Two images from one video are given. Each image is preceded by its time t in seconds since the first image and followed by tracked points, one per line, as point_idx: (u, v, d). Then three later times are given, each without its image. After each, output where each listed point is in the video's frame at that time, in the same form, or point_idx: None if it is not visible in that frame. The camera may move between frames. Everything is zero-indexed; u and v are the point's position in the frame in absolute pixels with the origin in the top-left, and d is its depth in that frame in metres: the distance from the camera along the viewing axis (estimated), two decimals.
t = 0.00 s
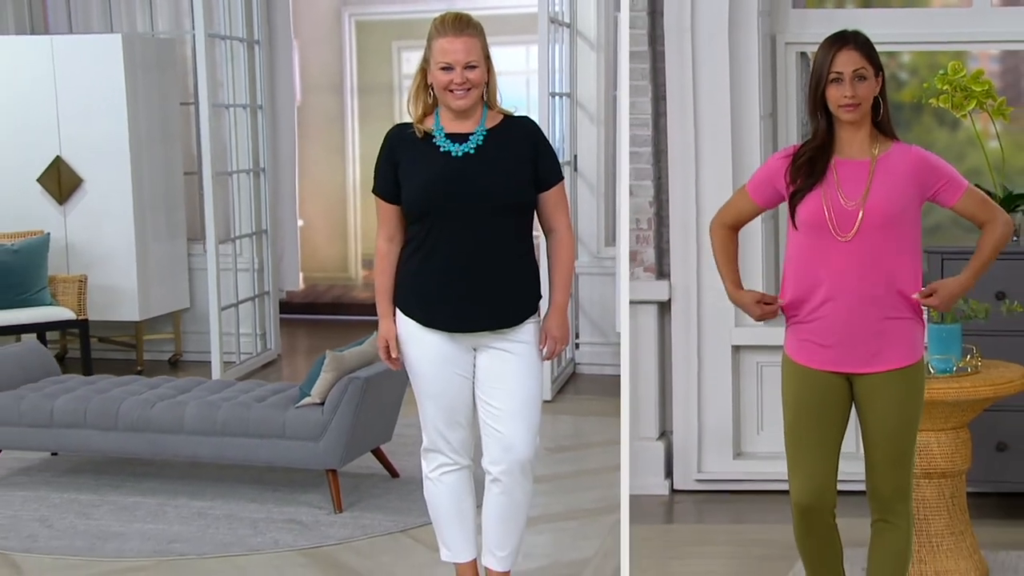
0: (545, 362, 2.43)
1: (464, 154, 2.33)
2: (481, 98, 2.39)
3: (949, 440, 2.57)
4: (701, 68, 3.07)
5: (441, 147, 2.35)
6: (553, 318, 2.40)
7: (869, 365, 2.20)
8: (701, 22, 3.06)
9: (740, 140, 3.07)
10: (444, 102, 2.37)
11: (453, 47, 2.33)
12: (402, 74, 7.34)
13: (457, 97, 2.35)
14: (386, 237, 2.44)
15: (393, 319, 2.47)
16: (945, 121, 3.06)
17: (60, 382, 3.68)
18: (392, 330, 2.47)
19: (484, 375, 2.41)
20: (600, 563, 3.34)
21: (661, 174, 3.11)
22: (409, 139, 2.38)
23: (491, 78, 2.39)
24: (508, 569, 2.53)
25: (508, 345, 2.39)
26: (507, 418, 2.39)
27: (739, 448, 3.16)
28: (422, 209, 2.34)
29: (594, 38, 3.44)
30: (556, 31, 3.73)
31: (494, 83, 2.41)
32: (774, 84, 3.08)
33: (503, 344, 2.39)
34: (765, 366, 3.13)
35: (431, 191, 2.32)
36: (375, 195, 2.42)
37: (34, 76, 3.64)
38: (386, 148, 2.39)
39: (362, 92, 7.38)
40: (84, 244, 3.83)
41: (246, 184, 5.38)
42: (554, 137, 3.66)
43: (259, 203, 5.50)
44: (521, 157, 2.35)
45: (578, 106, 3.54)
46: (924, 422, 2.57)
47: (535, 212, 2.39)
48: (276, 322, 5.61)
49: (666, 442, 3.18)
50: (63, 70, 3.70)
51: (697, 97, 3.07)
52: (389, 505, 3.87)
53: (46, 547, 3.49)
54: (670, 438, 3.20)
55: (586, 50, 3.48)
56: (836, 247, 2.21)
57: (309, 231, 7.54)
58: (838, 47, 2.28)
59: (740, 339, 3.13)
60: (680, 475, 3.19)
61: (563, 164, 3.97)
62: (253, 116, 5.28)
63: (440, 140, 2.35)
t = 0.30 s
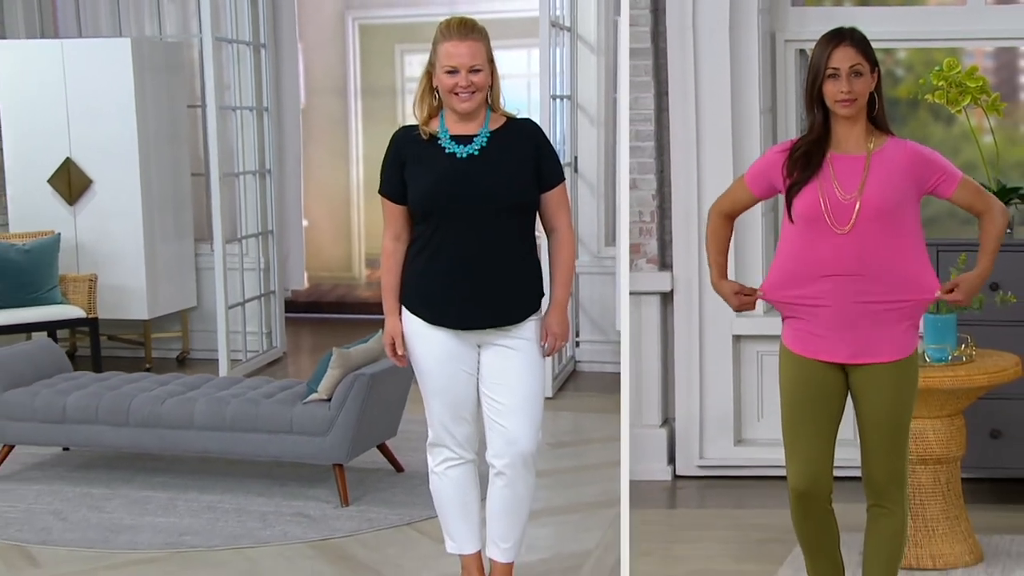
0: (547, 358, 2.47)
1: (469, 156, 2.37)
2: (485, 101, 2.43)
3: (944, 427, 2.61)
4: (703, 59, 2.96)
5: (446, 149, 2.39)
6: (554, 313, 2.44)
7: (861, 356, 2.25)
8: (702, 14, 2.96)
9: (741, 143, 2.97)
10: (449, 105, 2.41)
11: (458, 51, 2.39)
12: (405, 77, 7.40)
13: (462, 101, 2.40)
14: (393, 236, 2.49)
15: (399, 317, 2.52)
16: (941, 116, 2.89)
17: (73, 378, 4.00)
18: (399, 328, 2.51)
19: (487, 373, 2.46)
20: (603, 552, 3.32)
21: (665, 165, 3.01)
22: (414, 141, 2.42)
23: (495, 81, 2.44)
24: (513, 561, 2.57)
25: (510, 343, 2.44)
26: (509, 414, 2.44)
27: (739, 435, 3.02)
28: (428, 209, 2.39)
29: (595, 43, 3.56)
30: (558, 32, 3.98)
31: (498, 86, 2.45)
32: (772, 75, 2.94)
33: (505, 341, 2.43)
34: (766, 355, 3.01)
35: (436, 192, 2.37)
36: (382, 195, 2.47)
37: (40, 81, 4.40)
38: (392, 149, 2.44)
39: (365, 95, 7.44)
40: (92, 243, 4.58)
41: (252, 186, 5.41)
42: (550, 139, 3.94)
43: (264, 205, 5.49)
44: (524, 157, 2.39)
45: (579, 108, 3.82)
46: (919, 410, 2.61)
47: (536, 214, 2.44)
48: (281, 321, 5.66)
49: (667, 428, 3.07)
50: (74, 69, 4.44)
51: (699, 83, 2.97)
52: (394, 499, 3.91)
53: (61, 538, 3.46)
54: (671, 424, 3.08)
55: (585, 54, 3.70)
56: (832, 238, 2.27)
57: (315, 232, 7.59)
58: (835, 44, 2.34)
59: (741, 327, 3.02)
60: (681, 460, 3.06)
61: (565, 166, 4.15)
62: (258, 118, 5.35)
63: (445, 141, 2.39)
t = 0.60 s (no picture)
0: (548, 355, 2.54)
1: (471, 158, 2.42)
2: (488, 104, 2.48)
3: (939, 414, 2.55)
4: (703, 56, 3.01)
5: (450, 151, 2.43)
6: (555, 313, 2.51)
7: (858, 346, 2.29)
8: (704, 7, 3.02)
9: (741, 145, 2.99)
10: (452, 108, 2.46)
11: (462, 56, 2.43)
12: (408, 80, 7.47)
13: (465, 104, 2.45)
14: (398, 235, 2.52)
15: (404, 314, 2.55)
16: (936, 110, 2.92)
17: (84, 375, 3.96)
18: (403, 326, 2.54)
19: (491, 370, 2.50)
20: (604, 546, 3.37)
21: (666, 160, 3.07)
22: (419, 143, 2.46)
23: (497, 85, 2.49)
24: (516, 553, 2.60)
25: (513, 342, 2.48)
26: (513, 409, 2.48)
27: (740, 421, 3.04)
28: (433, 210, 2.43)
29: (595, 46, 3.65)
30: (559, 38, 4.19)
31: (499, 90, 2.50)
32: (773, 80, 2.94)
33: (508, 338, 2.48)
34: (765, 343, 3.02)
35: (440, 194, 2.42)
36: (387, 196, 2.50)
37: (51, 86, 4.11)
38: (398, 151, 2.48)
39: (369, 97, 7.50)
40: (102, 244, 4.35)
41: (258, 187, 5.48)
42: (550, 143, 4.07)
43: (270, 205, 5.59)
44: (527, 160, 2.45)
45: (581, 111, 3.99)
46: (914, 396, 2.56)
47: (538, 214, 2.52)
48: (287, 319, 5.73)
49: (670, 414, 3.09)
50: (85, 73, 4.18)
51: (701, 77, 3.02)
52: (399, 494, 3.96)
53: (74, 532, 3.52)
54: (673, 411, 3.11)
55: (586, 59, 3.87)
56: (828, 229, 2.30)
57: (319, 231, 7.66)
58: (828, 37, 2.38)
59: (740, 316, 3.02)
60: (683, 446, 3.09)
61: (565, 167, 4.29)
62: (264, 120, 5.42)
63: (449, 144, 2.44)
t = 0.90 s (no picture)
0: (548, 356, 2.42)
1: (473, 162, 2.33)
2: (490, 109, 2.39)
3: (936, 402, 2.55)
4: (708, 57, 3.06)
5: (452, 156, 2.34)
6: (555, 314, 2.39)
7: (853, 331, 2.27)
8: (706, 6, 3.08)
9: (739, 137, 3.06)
10: (454, 113, 2.36)
11: (464, 61, 2.33)
12: (410, 85, 7.52)
13: (467, 109, 2.34)
14: (401, 239, 2.42)
15: (408, 315, 2.44)
16: (932, 106, 3.21)
17: (94, 375, 4.05)
18: (408, 325, 2.42)
19: (492, 369, 2.38)
20: (602, 542, 3.20)
21: (669, 154, 3.09)
22: (422, 147, 2.37)
23: (500, 90, 2.39)
24: (517, 549, 2.49)
25: (516, 338, 2.36)
26: (513, 407, 2.36)
27: (740, 410, 3.11)
28: (436, 213, 2.33)
29: (595, 50, 4.02)
30: (559, 44, 4.34)
31: (502, 94, 2.41)
32: (771, 81, 3.09)
33: (509, 338, 2.36)
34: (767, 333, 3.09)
35: (443, 198, 2.32)
36: (390, 199, 2.40)
37: (60, 90, 4.60)
38: (400, 155, 2.38)
39: (370, 102, 7.56)
40: (108, 246, 4.76)
41: (262, 191, 5.48)
42: (550, 142, 4.22)
43: (274, 209, 5.58)
44: (526, 162, 2.35)
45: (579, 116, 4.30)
46: (910, 385, 2.55)
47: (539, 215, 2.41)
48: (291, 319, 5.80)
49: (672, 405, 3.11)
50: (92, 78, 4.61)
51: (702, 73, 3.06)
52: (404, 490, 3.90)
53: (84, 527, 3.41)
54: (675, 401, 3.13)
55: (586, 63, 4.28)
56: (825, 222, 2.29)
57: (322, 234, 7.72)
58: (826, 34, 2.36)
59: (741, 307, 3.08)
60: (685, 433, 3.12)
61: (566, 170, 4.36)
62: (269, 124, 5.45)
63: (452, 149, 2.34)
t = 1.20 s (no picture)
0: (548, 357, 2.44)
1: (475, 166, 2.33)
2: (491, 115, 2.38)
3: (932, 393, 2.59)
4: (710, 58, 3.06)
5: (455, 160, 2.34)
6: (554, 315, 2.41)
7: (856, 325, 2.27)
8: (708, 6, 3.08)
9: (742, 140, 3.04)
10: (457, 118, 2.36)
11: (466, 68, 2.32)
12: (411, 89, 7.49)
13: (469, 114, 2.34)
14: (404, 240, 2.42)
15: (412, 316, 2.45)
16: (929, 104, 3.05)
17: (100, 375, 3.98)
18: (410, 327, 2.43)
19: (492, 369, 2.39)
20: (601, 538, 3.15)
21: (672, 150, 3.13)
22: (424, 152, 2.37)
23: (502, 96, 2.39)
24: (517, 545, 2.49)
25: (518, 338, 2.37)
26: (515, 406, 2.37)
27: (740, 401, 3.07)
28: (438, 215, 2.34)
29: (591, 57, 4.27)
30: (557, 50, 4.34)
31: (503, 100, 2.40)
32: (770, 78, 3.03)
33: (510, 339, 2.37)
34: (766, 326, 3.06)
35: (445, 201, 2.32)
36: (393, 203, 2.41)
37: (67, 96, 4.61)
38: (402, 159, 2.39)
39: (371, 105, 7.50)
40: (114, 248, 4.81)
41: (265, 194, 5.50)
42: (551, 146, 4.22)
43: (277, 210, 5.57)
44: (528, 168, 2.36)
45: (577, 120, 4.34)
46: (907, 376, 2.58)
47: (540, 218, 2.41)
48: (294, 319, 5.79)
49: (673, 395, 3.13)
50: (97, 82, 4.65)
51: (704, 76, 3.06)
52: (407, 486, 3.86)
53: (92, 524, 3.40)
54: (677, 391, 3.14)
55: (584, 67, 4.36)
56: (825, 216, 2.29)
57: (324, 235, 7.65)
58: (825, 36, 2.35)
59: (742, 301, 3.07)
60: (686, 423, 3.12)
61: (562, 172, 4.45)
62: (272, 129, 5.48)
63: (453, 152, 2.35)
